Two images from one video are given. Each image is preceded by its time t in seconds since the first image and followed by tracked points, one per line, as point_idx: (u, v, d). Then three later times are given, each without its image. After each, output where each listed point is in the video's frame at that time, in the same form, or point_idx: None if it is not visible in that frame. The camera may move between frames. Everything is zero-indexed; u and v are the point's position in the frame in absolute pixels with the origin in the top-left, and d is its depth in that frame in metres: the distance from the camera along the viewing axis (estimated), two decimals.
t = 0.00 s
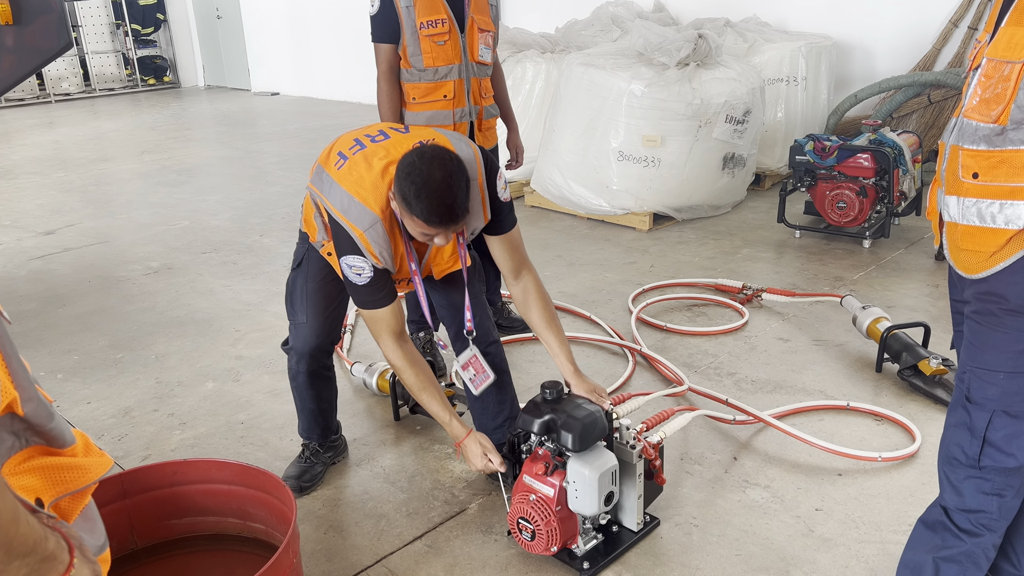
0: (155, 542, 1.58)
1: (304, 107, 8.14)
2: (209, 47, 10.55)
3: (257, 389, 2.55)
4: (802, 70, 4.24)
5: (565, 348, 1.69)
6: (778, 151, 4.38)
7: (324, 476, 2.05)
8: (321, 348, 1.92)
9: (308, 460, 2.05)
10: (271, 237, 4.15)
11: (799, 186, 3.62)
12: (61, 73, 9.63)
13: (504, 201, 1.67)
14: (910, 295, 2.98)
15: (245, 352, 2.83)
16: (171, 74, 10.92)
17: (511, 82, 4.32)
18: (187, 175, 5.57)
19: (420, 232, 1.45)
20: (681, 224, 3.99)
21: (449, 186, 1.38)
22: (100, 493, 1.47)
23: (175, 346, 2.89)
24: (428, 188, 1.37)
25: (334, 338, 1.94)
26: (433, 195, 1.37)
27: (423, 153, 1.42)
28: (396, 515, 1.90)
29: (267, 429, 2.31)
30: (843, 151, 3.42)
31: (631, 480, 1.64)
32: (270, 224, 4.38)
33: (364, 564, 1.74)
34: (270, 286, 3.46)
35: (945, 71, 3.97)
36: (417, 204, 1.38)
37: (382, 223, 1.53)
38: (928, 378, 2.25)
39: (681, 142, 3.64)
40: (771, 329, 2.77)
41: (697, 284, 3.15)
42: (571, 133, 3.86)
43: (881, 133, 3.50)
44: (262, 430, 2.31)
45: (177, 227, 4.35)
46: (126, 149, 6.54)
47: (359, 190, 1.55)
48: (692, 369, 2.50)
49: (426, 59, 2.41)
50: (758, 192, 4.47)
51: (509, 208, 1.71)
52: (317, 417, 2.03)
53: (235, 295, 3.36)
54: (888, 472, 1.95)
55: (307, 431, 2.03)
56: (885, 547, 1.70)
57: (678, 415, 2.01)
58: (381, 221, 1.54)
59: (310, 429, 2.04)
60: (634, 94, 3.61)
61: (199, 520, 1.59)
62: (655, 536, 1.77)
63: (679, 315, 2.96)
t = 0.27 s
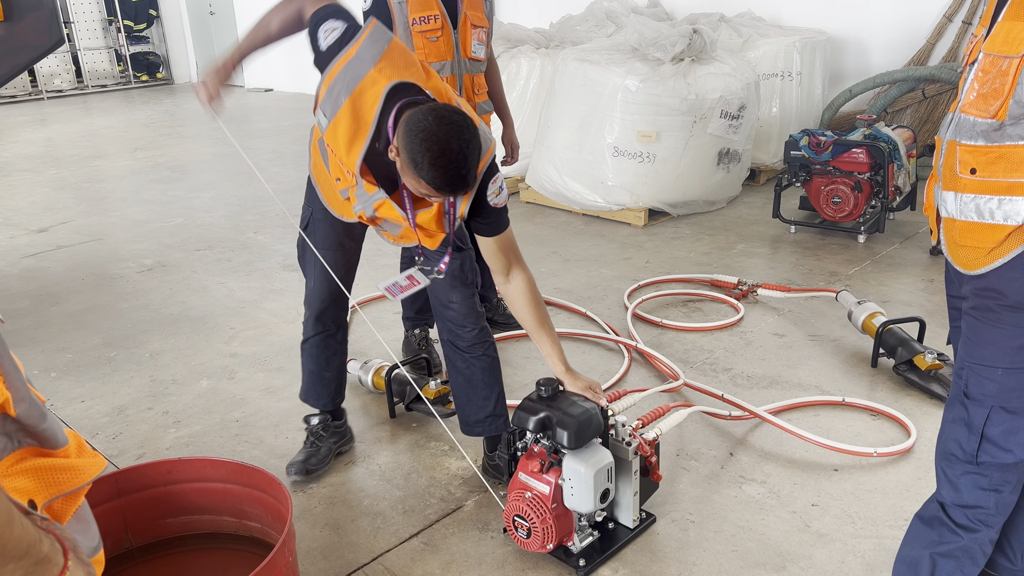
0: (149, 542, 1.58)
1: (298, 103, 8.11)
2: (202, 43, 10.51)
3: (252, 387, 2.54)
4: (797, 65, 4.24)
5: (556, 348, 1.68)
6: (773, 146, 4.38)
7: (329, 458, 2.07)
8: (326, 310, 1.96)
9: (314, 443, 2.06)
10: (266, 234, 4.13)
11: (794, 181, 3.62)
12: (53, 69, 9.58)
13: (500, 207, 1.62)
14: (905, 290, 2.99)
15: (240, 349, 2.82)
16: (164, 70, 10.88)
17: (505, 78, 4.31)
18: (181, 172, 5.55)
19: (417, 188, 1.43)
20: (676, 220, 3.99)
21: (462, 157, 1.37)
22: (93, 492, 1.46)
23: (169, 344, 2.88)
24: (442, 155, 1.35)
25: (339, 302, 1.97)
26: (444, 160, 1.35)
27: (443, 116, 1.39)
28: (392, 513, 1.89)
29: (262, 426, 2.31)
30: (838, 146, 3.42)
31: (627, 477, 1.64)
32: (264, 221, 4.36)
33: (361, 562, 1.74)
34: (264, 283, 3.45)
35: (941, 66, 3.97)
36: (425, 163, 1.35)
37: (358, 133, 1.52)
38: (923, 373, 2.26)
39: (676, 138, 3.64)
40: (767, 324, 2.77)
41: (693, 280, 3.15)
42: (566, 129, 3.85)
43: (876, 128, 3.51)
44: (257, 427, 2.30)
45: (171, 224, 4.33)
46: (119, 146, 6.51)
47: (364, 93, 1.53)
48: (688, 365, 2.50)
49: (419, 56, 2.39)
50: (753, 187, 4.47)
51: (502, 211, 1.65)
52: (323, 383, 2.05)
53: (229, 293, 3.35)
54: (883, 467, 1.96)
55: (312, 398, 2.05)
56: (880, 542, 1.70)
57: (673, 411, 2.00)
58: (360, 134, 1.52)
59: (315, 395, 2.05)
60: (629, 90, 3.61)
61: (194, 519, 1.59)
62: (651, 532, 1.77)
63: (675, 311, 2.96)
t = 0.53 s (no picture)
0: (141, 539, 1.57)
1: (291, 98, 8.07)
2: (194, 38, 10.45)
3: (245, 383, 2.53)
4: (791, 59, 4.23)
5: (558, 340, 1.68)
6: (767, 140, 4.38)
7: (336, 450, 2.10)
8: (336, 316, 1.95)
9: (322, 434, 2.10)
10: (259, 230, 4.11)
11: (788, 175, 3.61)
12: (44, 64, 9.52)
13: (517, 192, 1.60)
14: (899, 284, 2.99)
15: (233, 345, 2.81)
16: (155, 65, 10.82)
17: (499, 72, 4.30)
18: (173, 167, 5.52)
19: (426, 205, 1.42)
20: (670, 214, 3.99)
21: (471, 177, 1.35)
22: (84, 490, 1.45)
23: (162, 340, 2.86)
24: (450, 176, 1.34)
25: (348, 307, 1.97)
26: (453, 180, 1.34)
27: (451, 133, 1.38)
28: (386, 509, 1.89)
29: (255, 423, 2.30)
30: (831, 140, 3.42)
31: (621, 472, 1.64)
32: (257, 216, 4.34)
33: (355, 558, 1.73)
34: (257, 279, 3.44)
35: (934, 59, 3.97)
36: (434, 183, 1.34)
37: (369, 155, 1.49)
38: (917, 367, 2.26)
39: (670, 132, 3.63)
40: (761, 318, 2.77)
41: (687, 274, 3.14)
42: (559, 123, 3.84)
43: (869, 122, 3.51)
44: (250, 424, 2.29)
45: (163, 220, 4.31)
46: (111, 141, 6.47)
47: (369, 117, 1.49)
48: (682, 359, 2.50)
49: (410, 50, 2.38)
50: (747, 182, 4.47)
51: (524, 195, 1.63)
52: (332, 386, 2.06)
53: (222, 289, 3.34)
54: (877, 461, 1.96)
55: (322, 396, 2.07)
56: (875, 535, 1.70)
57: (668, 406, 2.00)
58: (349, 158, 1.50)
59: (326, 394, 2.07)
60: (623, 84, 3.60)
61: (186, 516, 1.58)
62: (646, 527, 1.77)
63: (669, 305, 2.96)
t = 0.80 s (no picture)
0: (135, 537, 1.56)
1: (284, 94, 8.04)
2: (186, 33, 10.40)
3: (239, 380, 2.52)
4: (785, 53, 4.23)
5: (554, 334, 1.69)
6: (761, 135, 4.38)
7: (329, 448, 2.09)
8: (328, 321, 1.95)
9: (316, 432, 2.09)
10: (252, 226, 4.10)
11: (782, 170, 3.61)
12: (36, 60, 9.47)
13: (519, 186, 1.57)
14: (892, 278, 3.00)
15: (226, 342, 2.80)
16: (148, 61, 10.78)
17: (493, 67, 4.29)
18: (166, 163, 5.50)
19: (440, 235, 1.39)
20: (665, 209, 3.98)
21: (479, 202, 1.33)
22: (77, 488, 1.44)
23: (155, 337, 2.85)
24: (459, 203, 1.31)
25: (341, 312, 1.96)
26: (462, 209, 1.31)
27: (456, 160, 1.35)
28: (380, 506, 1.88)
29: (249, 420, 2.29)
30: (825, 134, 3.42)
31: (615, 467, 1.64)
32: (250, 213, 4.32)
33: (349, 555, 1.73)
34: (250, 275, 3.43)
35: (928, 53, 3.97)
36: (445, 212, 1.32)
37: (393, 199, 1.45)
38: (911, 361, 2.26)
39: (664, 126, 3.62)
40: (755, 313, 2.77)
41: (682, 269, 3.14)
42: (553, 119, 3.83)
43: (863, 116, 3.51)
44: (244, 421, 2.28)
45: (156, 217, 4.29)
46: (103, 137, 6.44)
47: (375, 158, 1.45)
48: (677, 354, 2.50)
49: (402, 44, 2.37)
50: (741, 176, 4.47)
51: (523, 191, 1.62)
52: (323, 390, 2.06)
53: (215, 285, 3.32)
54: (871, 455, 1.96)
55: (311, 402, 2.07)
56: (869, 530, 1.70)
57: (662, 401, 2.00)
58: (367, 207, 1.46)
59: (314, 400, 2.07)
60: (616, 79, 3.59)
61: (180, 514, 1.57)
62: (640, 522, 1.77)
63: (664, 300, 2.96)
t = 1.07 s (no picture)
0: (133, 535, 1.56)
1: (281, 91, 8.03)
2: (182, 31, 10.37)
3: (236, 378, 2.51)
4: (782, 49, 4.23)
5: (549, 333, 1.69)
6: (758, 131, 4.38)
7: (327, 446, 2.09)
8: (324, 319, 1.95)
9: (313, 430, 2.09)
10: (249, 224, 4.09)
11: (779, 166, 3.61)
12: (31, 58, 9.45)
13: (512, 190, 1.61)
14: (890, 274, 3.00)
15: (223, 340, 2.79)
16: (144, 59, 10.75)
17: (489, 64, 4.28)
18: (162, 161, 5.48)
19: (432, 237, 1.39)
20: (662, 206, 3.98)
21: (473, 207, 1.32)
22: (74, 487, 1.43)
23: (152, 335, 2.84)
24: (453, 208, 1.30)
25: (336, 310, 1.96)
26: (455, 213, 1.31)
27: (451, 166, 1.34)
28: (378, 503, 1.88)
29: (247, 418, 2.28)
30: (822, 130, 3.42)
31: (613, 464, 1.64)
32: (247, 211, 4.31)
33: (347, 553, 1.73)
34: (247, 273, 3.42)
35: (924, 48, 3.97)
36: (437, 215, 1.31)
37: (388, 200, 1.46)
38: (908, 356, 2.26)
39: (662, 123, 3.62)
40: (753, 309, 2.77)
41: (679, 266, 3.14)
42: (550, 115, 3.83)
43: (860, 112, 3.51)
44: (241, 419, 2.28)
45: (153, 215, 4.28)
46: (100, 135, 6.43)
47: (371, 157, 1.46)
48: (674, 351, 2.50)
49: (399, 41, 2.37)
50: (738, 172, 4.47)
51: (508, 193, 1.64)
52: (320, 389, 2.06)
53: (212, 283, 3.32)
54: (869, 451, 1.96)
55: (308, 402, 2.06)
56: (866, 525, 1.70)
57: (660, 397, 2.00)
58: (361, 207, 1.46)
59: (311, 400, 2.06)
60: (614, 75, 3.59)
61: (178, 512, 1.57)
62: (638, 519, 1.77)
63: (661, 297, 2.96)
